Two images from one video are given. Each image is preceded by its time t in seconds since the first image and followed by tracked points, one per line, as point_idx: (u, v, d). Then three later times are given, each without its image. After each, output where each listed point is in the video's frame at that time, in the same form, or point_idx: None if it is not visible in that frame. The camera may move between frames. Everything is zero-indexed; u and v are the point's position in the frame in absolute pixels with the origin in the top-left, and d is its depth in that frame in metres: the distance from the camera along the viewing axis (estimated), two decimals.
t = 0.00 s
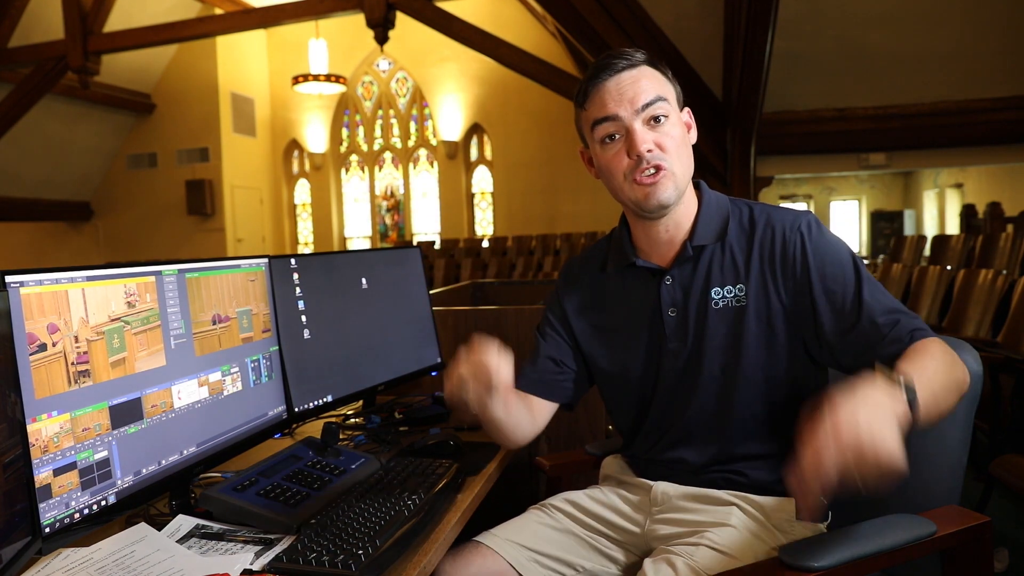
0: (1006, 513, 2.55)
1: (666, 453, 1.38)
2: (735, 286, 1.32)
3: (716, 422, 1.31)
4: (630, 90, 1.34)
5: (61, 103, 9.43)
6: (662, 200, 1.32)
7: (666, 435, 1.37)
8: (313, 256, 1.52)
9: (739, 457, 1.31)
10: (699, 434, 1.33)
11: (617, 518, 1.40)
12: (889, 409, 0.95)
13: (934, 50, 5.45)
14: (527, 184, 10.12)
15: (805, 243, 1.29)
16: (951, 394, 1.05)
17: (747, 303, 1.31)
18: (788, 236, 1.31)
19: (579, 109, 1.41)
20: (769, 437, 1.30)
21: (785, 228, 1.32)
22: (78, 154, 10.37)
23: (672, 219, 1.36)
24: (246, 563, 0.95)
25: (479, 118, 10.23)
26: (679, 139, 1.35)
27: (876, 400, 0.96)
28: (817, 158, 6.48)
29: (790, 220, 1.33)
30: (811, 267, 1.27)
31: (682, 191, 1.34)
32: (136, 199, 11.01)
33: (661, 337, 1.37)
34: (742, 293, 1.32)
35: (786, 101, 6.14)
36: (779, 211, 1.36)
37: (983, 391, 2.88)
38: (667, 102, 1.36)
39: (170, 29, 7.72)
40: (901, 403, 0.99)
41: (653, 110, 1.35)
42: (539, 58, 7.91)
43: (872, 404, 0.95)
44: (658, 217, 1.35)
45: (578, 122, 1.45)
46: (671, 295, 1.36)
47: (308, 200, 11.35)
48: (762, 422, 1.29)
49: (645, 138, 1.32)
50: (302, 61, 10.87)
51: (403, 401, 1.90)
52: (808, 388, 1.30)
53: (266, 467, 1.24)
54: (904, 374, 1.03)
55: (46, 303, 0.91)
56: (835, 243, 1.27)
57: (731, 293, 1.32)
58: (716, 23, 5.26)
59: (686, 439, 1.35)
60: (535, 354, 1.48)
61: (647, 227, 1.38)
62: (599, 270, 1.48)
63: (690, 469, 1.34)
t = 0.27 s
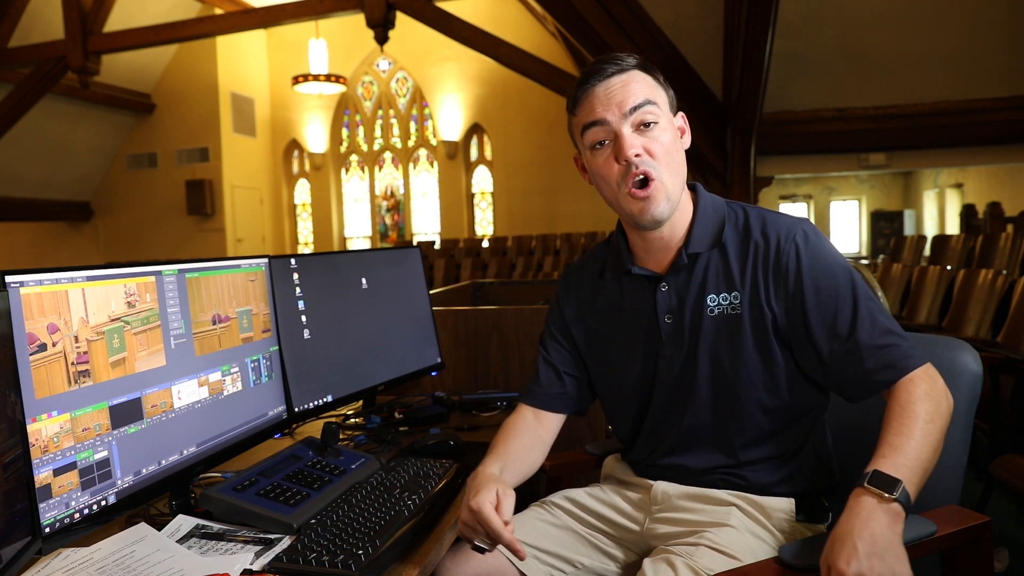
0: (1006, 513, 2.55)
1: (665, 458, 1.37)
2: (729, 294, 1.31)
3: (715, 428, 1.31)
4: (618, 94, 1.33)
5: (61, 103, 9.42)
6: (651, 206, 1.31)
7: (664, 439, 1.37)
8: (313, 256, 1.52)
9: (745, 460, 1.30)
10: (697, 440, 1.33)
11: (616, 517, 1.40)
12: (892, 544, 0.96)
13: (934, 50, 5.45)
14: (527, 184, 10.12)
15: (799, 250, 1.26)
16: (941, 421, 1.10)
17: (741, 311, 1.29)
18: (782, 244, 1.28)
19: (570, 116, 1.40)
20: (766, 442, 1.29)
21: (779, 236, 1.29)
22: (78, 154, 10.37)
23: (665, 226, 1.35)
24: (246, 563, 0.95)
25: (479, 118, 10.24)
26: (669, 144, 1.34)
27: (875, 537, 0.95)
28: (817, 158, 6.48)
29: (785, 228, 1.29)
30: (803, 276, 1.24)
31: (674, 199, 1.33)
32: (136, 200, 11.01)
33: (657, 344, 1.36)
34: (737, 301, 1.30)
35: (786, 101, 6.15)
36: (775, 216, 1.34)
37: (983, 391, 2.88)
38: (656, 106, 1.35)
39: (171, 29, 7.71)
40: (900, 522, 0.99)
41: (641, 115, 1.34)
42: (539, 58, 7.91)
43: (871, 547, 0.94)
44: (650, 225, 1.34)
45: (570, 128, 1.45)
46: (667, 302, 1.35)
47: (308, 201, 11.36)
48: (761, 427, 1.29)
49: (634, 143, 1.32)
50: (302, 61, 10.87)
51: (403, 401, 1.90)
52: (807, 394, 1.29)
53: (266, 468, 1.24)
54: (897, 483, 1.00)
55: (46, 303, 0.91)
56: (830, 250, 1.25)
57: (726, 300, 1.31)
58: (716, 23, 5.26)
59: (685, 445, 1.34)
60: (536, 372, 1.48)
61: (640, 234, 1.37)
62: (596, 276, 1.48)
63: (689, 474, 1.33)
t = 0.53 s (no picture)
0: (1006, 514, 2.55)
1: (665, 460, 1.37)
2: (729, 294, 1.31)
3: (714, 429, 1.31)
4: (615, 92, 1.35)
5: (60, 103, 9.42)
6: (648, 203, 1.31)
7: (663, 441, 1.37)
8: (314, 256, 1.52)
9: (743, 461, 1.30)
10: (697, 442, 1.33)
11: (615, 518, 1.40)
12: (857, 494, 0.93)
13: (935, 51, 5.45)
14: (527, 184, 10.12)
15: (799, 250, 1.27)
16: (933, 412, 1.08)
17: (741, 312, 1.29)
18: (781, 244, 1.29)
19: (566, 115, 1.42)
20: (766, 443, 1.29)
21: (778, 236, 1.30)
22: (78, 154, 10.37)
23: (662, 226, 1.35)
24: (246, 563, 0.95)
25: (479, 118, 10.24)
26: (665, 142, 1.35)
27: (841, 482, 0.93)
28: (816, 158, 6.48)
29: (784, 228, 1.30)
30: (803, 274, 1.25)
31: (671, 196, 1.34)
32: (136, 200, 11.01)
33: (656, 345, 1.36)
34: (736, 301, 1.30)
35: (786, 101, 6.15)
36: (773, 215, 1.34)
37: (983, 391, 2.88)
38: (652, 104, 1.36)
39: (171, 29, 7.71)
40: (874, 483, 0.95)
41: (638, 113, 1.35)
42: (539, 57, 7.91)
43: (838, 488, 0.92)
44: (648, 225, 1.33)
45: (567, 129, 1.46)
46: (665, 303, 1.35)
47: (308, 201, 11.36)
48: (759, 428, 1.29)
49: (630, 140, 1.33)
50: (302, 61, 10.88)
51: (403, 401, 1.90)
52: (807, 397, 1.29)
53: (266, 468, 1.24)
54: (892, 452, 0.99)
55: (47, 303, 0.91)
56: (828, 249, 1.26)
57: (725, 301, 1.31)
58: (716, 23, 5.26)
59: (685, 446, 1.34)
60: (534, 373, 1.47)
61: (638, 232, 1.37)
62: (593, 278, 1.48)
63: (690, 476, 1.33)
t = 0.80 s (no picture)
0: (1006, 514, 2.55)
1: (664, 459, 1.37)
2: (727, 291, 1.31)
3: (713, 427, 1.31)
4: (604, 90, 1.35)
5: (60, 103, 9.42)
6: (642, 198, 1.31)
7: (663, 439, 1.37)
8: (314, 256, 1.52)
9: (732, 465, 1.31)
10: (695, 440, 1.33)
11: (618, 519, 1.41)
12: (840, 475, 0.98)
13: (935, 51, 5.45)
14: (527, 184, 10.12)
15: (797, 246, 1.27)
16: (917, 405, 1.09)
17: (740, 308, 1.29)
18: (780, 239, 1.29)
19: (560, 117, 1.42)
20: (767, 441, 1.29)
21: (776, 232, 1.30)
22: (78, 154, 10.37)
23: (659, 223, 1.35)
24: (246, 563, 0.95)
25: (479, 118, 10.23)
26: (658, 137, 1.34)
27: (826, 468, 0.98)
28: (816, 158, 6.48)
29: (783, 223, 1.30)
30: (802, 270, 1.25)
31: (664, 191, 1.33)
32: (136, 200, 11.01)
33: (655, 344, 1.36)
34: (735, 298, 1.30)
35: (786, 101, 6.15)
36: (770, 211, 1.34)
37: (982, 391, 2.88)
38: (643, 101, 1.36)
39: (171, 29, 7.71)
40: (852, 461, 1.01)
41: (628, 109, 1.35)
42: (539, 57, 7.91)
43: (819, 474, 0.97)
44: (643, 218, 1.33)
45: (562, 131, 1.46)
46: (664, 301, 1.35)
47: (308, 201, 11.36)
48: (759, 426, 1.29)
49: (620, 135, 1.32)
50: (302, 61, 10.88)
51: (403, 401, 1.90)
52: (809, 395, 1.29)
53: (266, 468, 1.24)
54: (861, 428, 1.04)
55: (47, 303, 0.91)
56: (825, 245, 1.26)
57: (724, 297, 1.31)
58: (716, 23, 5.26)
59: (685, 443, 1.34)
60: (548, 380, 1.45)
61: (636, 229, 1.37)
62: (592, 279, 1.47)
63: (688, 474, 1.34)
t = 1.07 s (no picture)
0: (1006, 513, 2.55)
1: (664, 459, 1.37)
2: (729, 292, 1.30)
3: (715, 427, 1.31)
4: (593, 91, 1.36)
5: (60, 104, 9.42)
6: (633, 196, 1.30)
7: (664, 439, 1.37)
8: (314, 256, 1.53)
9: (742, 459, 1.30)
10: (696, 440, 1.33)
11: (618, 519, 1.41)
12: (831, 509, 1.10)
13: (935, 51, 5.45)
14: (527, 184, 10.12)
15: (801, 247, 1.27)
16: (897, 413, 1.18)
17: (742, 309, 1.29)
18: (782, 240, 1.28)
19: (551, 119, 1.43)
20: (768, 440, 1.29)
21: (777, 233, 1.29)
22: (78, 154, 10.36)
23: (656, 223, 1.34)
24: (246, 563, 0.95)
25: (479, 118, 10.23)
26: (651, 136, 1.34)
27: (817, 501, 1.11)
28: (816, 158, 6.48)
29: (784, 224, 1.30)
30: (804, 270, 1.25)
31: (655, 188, 1.32)
32: (136, 200, 11.01)
33: (657, 345, 1.36)
34: (737, 299, 1.30)
35: (786, 101, 6.15)
36: (772, 211, 1.33)
37: (982, 391, 2.88)
38: (633, 101, 1.36)
39: (171, 29, 7.71)
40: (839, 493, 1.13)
41: (617, 109, 1.35)
42: (539, 58, 7.91)
43: (811, 506, 1.10)
44: (637, 218, 1.33)
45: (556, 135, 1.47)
46: (664, 303, 1.35)
47: (308, 201, 11.36)
48: (761, 427, 1.28)
49: (610, 135, 1.33)
50: (302, 61, 10.88)
51: (403, 401, 1.90)
52: (807, 393, 1.30)
53: (266, 468, 1.24)
54: (838, 460, 1.14)
55: (46, 303, 0.91)
56: (826, 246, 1.27)
57: (726, 298, 1.30)
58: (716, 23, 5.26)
59: (686, 444, 1.34)
60: (556, 377, 1.43)
61: (632, 228, 1.36)
62: (592, 280, 1.46)
63: (688, 474, 1.34)
